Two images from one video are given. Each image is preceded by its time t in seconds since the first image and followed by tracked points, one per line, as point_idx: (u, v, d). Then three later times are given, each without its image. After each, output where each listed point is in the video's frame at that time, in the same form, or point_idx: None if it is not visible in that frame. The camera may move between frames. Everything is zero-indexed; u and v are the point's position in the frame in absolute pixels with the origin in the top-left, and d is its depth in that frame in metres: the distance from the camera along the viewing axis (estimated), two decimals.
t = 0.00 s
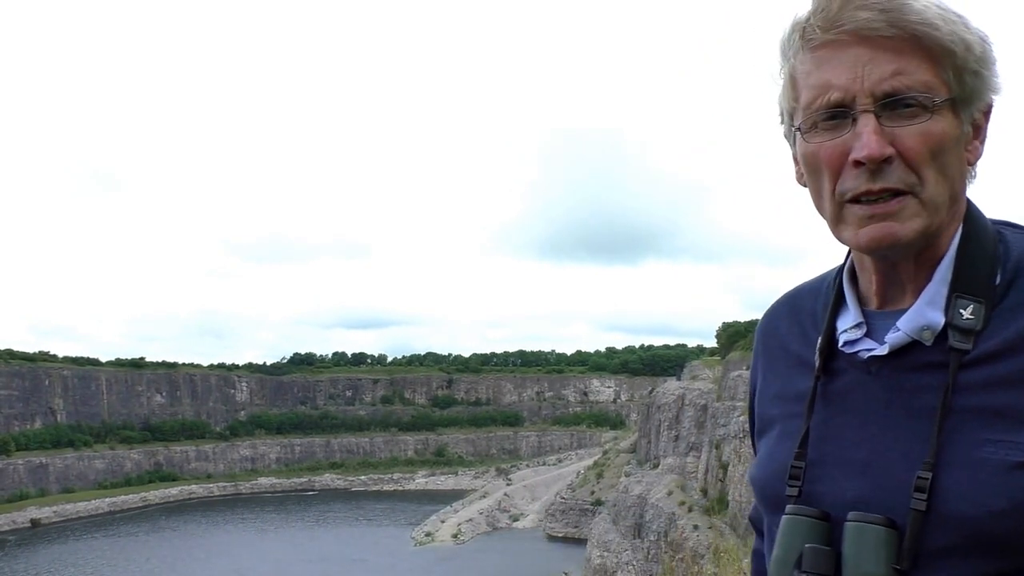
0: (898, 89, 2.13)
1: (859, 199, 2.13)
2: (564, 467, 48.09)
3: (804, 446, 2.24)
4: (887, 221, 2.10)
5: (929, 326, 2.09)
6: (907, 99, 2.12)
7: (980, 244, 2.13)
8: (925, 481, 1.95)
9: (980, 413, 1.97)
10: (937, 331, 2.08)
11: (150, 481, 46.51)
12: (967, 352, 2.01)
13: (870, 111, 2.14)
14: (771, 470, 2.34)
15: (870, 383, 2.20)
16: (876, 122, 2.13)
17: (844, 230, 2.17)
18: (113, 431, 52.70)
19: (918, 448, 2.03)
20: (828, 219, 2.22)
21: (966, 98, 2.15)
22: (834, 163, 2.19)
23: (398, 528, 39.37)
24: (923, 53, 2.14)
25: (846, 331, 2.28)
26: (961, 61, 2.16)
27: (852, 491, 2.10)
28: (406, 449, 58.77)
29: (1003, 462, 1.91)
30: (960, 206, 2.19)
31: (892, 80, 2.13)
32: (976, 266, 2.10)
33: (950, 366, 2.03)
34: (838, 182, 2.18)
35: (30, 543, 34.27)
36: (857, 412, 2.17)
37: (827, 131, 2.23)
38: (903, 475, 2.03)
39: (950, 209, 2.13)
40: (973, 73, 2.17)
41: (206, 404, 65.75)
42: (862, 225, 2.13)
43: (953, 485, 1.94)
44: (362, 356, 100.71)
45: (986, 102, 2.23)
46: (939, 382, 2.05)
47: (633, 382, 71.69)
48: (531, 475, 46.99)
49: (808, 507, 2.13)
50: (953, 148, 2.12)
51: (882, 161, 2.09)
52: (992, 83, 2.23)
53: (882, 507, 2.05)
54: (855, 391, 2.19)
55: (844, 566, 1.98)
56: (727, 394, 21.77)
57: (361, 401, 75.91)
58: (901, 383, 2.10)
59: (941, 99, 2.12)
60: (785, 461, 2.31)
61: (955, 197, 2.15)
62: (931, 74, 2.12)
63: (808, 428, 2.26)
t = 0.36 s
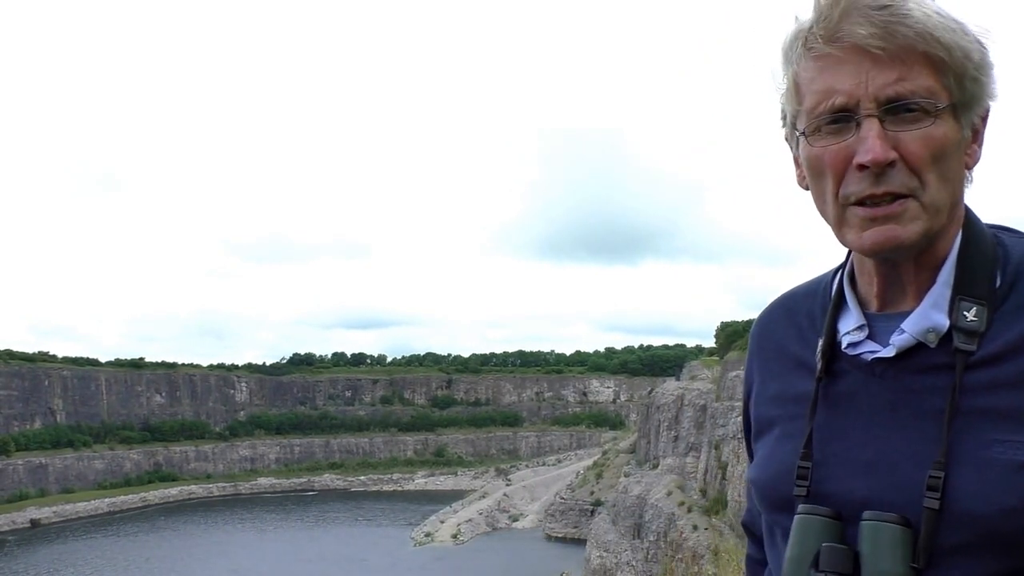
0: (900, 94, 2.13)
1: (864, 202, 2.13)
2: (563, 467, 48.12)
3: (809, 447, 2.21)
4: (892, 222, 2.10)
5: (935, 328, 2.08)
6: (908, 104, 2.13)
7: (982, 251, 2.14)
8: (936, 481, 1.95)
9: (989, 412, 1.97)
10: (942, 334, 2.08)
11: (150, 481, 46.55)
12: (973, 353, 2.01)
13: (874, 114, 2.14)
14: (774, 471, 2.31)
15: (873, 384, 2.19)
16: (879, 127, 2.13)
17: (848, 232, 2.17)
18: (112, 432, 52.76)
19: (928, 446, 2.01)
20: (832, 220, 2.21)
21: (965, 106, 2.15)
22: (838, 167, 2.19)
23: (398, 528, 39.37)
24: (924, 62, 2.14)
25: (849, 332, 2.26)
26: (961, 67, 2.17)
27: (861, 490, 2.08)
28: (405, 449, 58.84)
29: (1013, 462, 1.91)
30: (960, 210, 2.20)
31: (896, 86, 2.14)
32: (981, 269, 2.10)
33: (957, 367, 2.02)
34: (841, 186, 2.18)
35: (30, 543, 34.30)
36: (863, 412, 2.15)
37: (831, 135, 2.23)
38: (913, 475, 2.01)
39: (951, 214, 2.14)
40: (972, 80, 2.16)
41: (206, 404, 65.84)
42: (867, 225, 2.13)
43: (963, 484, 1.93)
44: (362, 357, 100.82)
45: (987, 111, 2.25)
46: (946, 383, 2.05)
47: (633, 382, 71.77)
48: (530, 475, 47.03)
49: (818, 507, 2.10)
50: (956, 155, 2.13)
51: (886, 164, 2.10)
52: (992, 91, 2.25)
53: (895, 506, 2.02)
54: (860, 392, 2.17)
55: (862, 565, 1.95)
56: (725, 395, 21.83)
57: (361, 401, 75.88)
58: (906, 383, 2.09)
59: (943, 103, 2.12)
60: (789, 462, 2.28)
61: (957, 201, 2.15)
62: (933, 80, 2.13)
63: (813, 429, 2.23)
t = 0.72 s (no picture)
0: (900, 94, 2.14)
1: (864, 200, 2.13)
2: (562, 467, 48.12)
3: (809, 447, 2.20)
4: (891, 219, 2.09)
5: (936, 328, 2.09)
6: (909, 104, 2.13)
7: (981, 253, 2.15)
8: (938, 479, 1.95)
9: (991, 414, 1.97)
10: (944, 335, 2.08)
11: (149, 481, 46.57)
12: (973, 354, 2.02)
13: (875, 115, 2.15)
14: (774, 472, 2.29)
15: (874, 386, 2.18)
16: (880, 127, 2.14)
17: (848, 230, 2.17)
18: (112, 432, 52.82)
19: (929, 446, 2.01)
20: (832, 219, 2.21)
21: (964, 106, 2.16)
22: (840, 166, 2.19)
23: (398, 529, 39.37)
24: (925, 64, 2.15)
25: (849, 334, 2.26)
26: (960, 70, 2.17)
27: (860, 489, 2.08)
28: (405, 449, 58.90)
29: (1014, 460, 1.91)
30: (959, 212, 2.20)
31: (895, 86, 2.15)
32: (980, 272, 2.11)
33: (957, 368, 2.03)
34: (841, 186, 2.18)
35: (30, 544, 34.32)
36: (864, 413, 2.15)
37: (833, 135, 2.23)
38: (916, 474, 2.01)
39: (948, 215, 2.14)
40: (971, 82, 2.17)
41: (206, 404, 65.87)
42: (866, 223, 2.13)
43: (964, 484, 1.94)
44: (361, 357, 100.84)
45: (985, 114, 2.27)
46: (945, 383, 2.06)
47: (632, 383, 71.80)
48: (530, 475, 47.05)
49: (819, 505, 2.09)
50: (957, 156, 2.14)
51: (887, 163, 2.09)
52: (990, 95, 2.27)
53: (898, 503, 2.02)
54: (857, 393, 2.18)
55: (864, 563, 1.94)
56: (724, 395, 21.91)
57: (361, 401, 75.83)
58: (909, 383, 2.09)
59: (942, 103, 2.13)
60: (789, 462, 2.27)
61: (956, 201, 2.16)
62: (932, 81, 2.14)
63: (812, 430, 2.22)
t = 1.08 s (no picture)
0: (901, 93, 2.14)
1: (864, 196, 2.12)
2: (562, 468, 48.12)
3: (808, 448, 2.21)
4: (890, 218, 2.09)
5: (937, 329, 2.09)
6: (910, 103, 2.14)
7: (981, 256, 2.15)
8: (939, 479, 1.95)
9: (990, 413, 1.97)
10: (944, 336, 2.09)
11: (150, 481, 46.63)
12: (975, 354, 2.02)
13: (875, 113, 2.15)
14: (775, 471, 2.29)
15: (875, 386, 2.18)
16: (880, 125, 2.14)
17: (850, 228, 2.16)
18: (112, 432, 52.85)
19: (928, 445, 2.02)
20: (834, 218, 2.21)
21: (964, 107, 2.16)
22: (840, 165, 2.19)
23: (398, 528, 39.37)
24: (925, 63, 2.15)
25: (850, 334, 2.26)
26: (960, 71, 2.17)
27: (862, 488, 2.07)
28: (404, 449, 58.90)
29: (1013, 461, 1.92)
30: (959, 213, 2.19)
31: (897, 85, 2.15)
32: (979, 274, 2.12)
33: (958, 368, 2.03)
34: (843, 183, 2.17)
35: (30, 544, 34.35)
36: (864, 414, 2.15)
37: (833, 134, 2.23)
38: (915, 473, 2.01)
39: (948, 214, 2.14)
40: (969, 83, 2.17)
41: (206, 404, 65.90)
42: (867, 221, 2.13)
43: (963, 484, 1.94)
44: (361, 357, 100.89)
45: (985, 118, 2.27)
46: (946, 383, 2.05)
47: (632, 383, 71.75)
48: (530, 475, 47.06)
49: (819, 504, 2.09)
50: (958, 158, 2.14)
51: (886, 160, 2.10)
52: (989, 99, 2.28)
53: (898, 503, 2.02)
54: (859, 394, 2.17)
55: (866, 562, 1.93)
56: (724, 395, 21.93)
57: (361, 401, 75.82)
58: (909, 384, 2.10)
59: (941, 103, 2.13)
60: (789, 462, 2.27)
61: (956, 201, 2.16)
62: (933, 80, 2.13)
63: (813, 430, 2.22)
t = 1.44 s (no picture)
0: (858, 103, 2.13)
1: (830, 208, 2.14)
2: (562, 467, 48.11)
3: (811, 449, 2.20)
4: (851, 230, 2.12)
5: (941, 332, 2.09)
6: (867, 111, 2.13)
7: (983, 253, 2.16)
8: (942, 483, 1.95)
9: (995, 416, 1.97)
10: (948, 339, 2.08)
11: (150, 481, 46.63)
12: (978, 357, 2.02)
13: (832, 123, 2.16)
14: (777, 472, 2.29)
15: (879, 388, 2.18)
16: (838, 135, 2.14)
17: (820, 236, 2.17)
18: (112, 432, 52.86)
19: (930, 447, 2.02)
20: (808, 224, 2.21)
21: (937, 111, 2.11)
22: (806, 175, 2.21)
23: (398, 528, 39.36)
24: (882, 67, 2.13)
25: (853, 336, 2.25)
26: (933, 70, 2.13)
27: (864, 490, 2.08)
28: (404, 449, 58.88)
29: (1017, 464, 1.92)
30: (937, 217, 2.16)
31: (853, 92, 2.14)
32: (984, 275, 2.12)
33: (962, 372, 2.03)
34: (811, 193, 2.20)
35: (31, 544, 34.36)
36: (868, 415, 2.14)
37: (803, 141, 2.24)
38: (920, 476, 2.01)
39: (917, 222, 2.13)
40: (947, 85, 2.11)
41: (205, 404, 65.86)
42: (831, 232, 2.14)
43: (968, 488, 1.94)
44: (361, 357, 100.88)
45: (983, 112, 2.21)
46: (951, 387, 2.05)
47: (632, 382, 71.76)
48: (530, 475, 47.05)
49: (824, 507, 2.09)
50: (932, 161, 2.12)
51: (843, 169, 2.11)
52: (988, 93, 2.21)
53: (899, 506, 2.02)
54: (864, 395, 2.17)
55: (868, 565, 1.94)
56: (724, 395, 21.93)
57: (360, 401, 75.75)
58: (913, 388, 2.09)
59: (905, 109, 2.11)
60: (791, 463, 2.27)
61: (932, 202, 2.14)
62: (895, 87, 2.11)
63: (815, 432, 2.22)
